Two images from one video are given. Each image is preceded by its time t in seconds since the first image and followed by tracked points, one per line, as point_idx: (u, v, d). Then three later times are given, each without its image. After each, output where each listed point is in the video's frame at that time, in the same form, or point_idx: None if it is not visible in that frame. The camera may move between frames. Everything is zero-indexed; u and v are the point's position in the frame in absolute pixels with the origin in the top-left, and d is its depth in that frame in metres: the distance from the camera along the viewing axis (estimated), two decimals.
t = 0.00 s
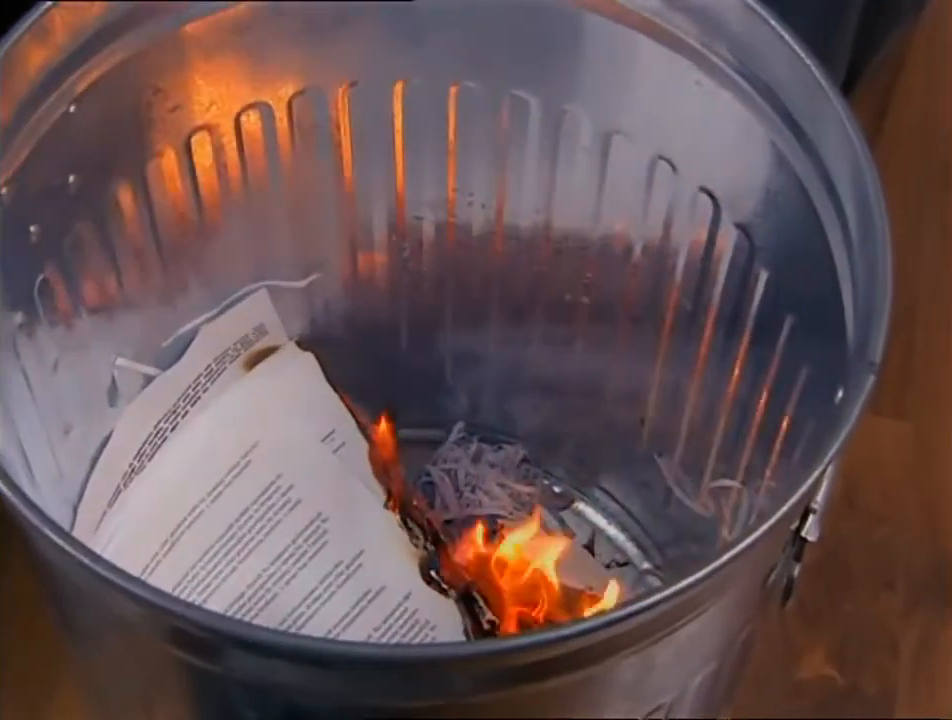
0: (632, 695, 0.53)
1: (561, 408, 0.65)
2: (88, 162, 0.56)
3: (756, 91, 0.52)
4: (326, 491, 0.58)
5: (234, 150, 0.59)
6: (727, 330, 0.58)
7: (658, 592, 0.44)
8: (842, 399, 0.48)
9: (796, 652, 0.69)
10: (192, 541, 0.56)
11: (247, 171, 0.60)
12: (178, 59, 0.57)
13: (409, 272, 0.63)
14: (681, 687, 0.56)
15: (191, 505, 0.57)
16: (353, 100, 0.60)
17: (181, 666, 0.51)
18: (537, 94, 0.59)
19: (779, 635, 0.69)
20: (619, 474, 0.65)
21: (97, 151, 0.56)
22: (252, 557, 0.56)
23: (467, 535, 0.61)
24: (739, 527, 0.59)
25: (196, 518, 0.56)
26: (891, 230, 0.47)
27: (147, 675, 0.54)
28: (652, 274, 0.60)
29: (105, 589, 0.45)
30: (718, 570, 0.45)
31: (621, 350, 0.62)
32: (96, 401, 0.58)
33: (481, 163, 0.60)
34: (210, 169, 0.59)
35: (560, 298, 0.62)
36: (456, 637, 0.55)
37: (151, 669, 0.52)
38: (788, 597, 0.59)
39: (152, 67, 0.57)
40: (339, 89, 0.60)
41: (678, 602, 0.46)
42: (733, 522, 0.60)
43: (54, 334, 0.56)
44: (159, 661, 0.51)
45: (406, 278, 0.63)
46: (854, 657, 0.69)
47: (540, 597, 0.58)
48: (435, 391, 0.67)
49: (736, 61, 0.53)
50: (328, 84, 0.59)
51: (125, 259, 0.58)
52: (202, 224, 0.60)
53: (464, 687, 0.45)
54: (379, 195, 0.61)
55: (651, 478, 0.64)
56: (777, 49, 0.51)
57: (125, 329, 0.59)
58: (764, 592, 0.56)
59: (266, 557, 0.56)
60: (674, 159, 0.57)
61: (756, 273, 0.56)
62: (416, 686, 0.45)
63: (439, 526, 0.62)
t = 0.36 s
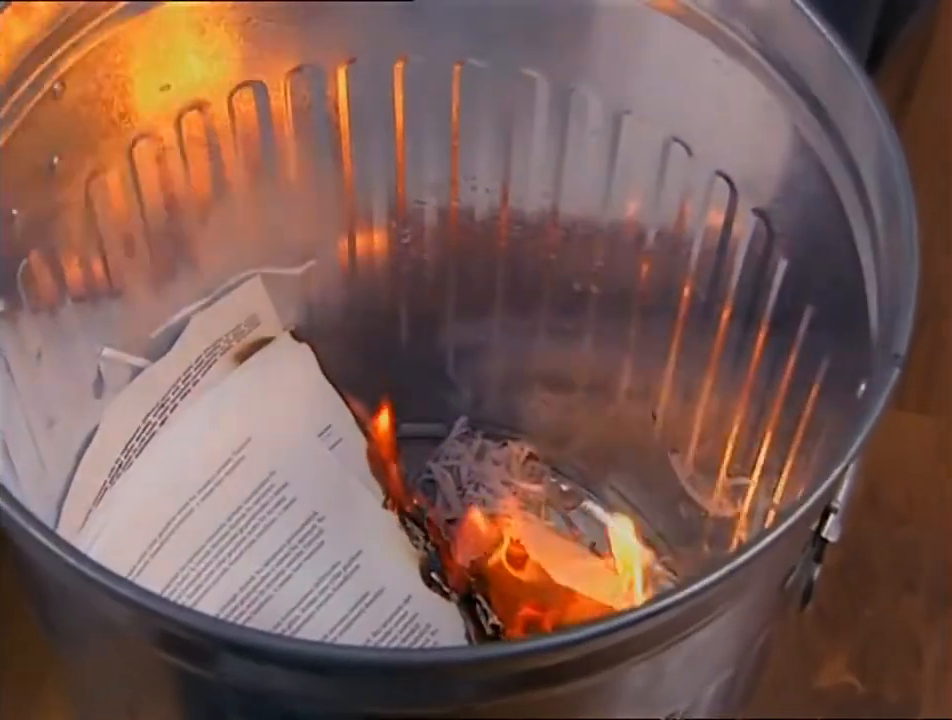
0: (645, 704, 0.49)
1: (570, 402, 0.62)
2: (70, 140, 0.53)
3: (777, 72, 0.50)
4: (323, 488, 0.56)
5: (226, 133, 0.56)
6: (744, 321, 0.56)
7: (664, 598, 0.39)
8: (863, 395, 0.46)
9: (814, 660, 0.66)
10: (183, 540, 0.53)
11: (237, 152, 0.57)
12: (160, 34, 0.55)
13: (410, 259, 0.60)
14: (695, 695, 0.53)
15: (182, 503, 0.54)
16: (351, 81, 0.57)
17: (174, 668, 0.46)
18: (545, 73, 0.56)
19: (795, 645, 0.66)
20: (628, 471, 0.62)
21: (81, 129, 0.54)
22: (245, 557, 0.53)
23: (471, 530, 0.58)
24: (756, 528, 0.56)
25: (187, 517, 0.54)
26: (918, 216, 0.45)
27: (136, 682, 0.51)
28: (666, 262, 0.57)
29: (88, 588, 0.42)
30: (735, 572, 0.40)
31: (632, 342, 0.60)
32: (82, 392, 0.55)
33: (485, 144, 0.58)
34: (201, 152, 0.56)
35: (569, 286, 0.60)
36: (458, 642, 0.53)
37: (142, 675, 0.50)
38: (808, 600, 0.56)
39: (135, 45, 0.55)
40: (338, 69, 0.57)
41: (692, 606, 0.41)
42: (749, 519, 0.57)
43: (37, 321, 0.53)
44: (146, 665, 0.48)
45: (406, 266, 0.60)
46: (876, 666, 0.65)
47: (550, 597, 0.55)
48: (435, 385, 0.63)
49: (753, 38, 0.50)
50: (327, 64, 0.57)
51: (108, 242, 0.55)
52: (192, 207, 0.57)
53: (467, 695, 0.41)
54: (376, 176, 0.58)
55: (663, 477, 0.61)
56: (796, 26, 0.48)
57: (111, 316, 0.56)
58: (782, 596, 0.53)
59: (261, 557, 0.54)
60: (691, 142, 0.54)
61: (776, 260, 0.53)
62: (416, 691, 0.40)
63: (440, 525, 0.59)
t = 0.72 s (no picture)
0: None
1: (580, 402, 0.60)
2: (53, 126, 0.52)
3: (801, 56, 0.47)
4: (321, 491, 0.53)
5: (218, 115, 0.55)
6: (764, 319, 0.53)
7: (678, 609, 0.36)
8: (888, 398, 0.42)
9: (837, 673, 0.63)
10: (172, 548, 0.51)
11: (233, 137, 0.55)
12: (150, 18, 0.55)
13: (412, 250, 0.58)
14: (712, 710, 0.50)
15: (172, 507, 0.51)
16: (351, 65, 0.56)
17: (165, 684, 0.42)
18: (555, 56, 0.53)
19: (818, 660, 0.63)
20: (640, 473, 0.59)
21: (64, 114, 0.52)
22: (238, 564, 0.50)
23: (474, 537, 0.55)
24: (774, 537, 0.53)
25: (176, 522, 0.51)
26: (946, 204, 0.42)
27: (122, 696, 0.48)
28: (681, 255, 0.54)
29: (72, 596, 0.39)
30: (752, 581, 0.37)
31: (646, 340, 0.57)
32: (68, 390, 0.53)
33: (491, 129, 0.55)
34: (193, 138, 0.55)
35: (579, 280, 0.57)
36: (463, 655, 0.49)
37: (128, 688, 0.47)
38: (830, 612, 0.53)
39: (125, 30, 0.54)
40: (336, 51, 0.56)
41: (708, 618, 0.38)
42: (769, 526, 0.54)
43: (21, 315, 0.50)
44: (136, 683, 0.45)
45: (410, 258, 0.58)
46: (901, 679, 0.63)
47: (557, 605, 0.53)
48: (438, 382, 0.61)
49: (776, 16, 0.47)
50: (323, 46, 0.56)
51: (98, 231, 0.53)
52: (184, 195, 0.55)
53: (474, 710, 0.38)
54: (379, 165, 0.56)
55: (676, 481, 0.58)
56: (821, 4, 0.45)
57: (99, 310, 0.54)
58: (804, 607, 0.50)
59: (255, 563, 0.51)
60: (707, 127, 0.52)
61: (798, 254, 0.51)
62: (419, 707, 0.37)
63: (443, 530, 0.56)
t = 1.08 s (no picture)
0: None
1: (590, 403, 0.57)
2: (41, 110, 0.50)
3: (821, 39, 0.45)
4: (318, 495, 0.50)
5: (214, 103, 0.53)
6: (785, 315, 0.50)
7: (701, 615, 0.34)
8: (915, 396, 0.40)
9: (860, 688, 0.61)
10: (162, 554, 0.48)
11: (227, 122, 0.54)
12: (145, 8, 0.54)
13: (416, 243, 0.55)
14: None
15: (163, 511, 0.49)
16: (350, 45, 0.54)
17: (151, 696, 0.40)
18: (565, 40, 0.51)
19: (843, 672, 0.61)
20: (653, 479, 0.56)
21: (51, 99, 0.51)
22: (232, 571, 0.48)
23: (477, 541, 0.52)
24: (792, 548, 0.50)
25: (167, 526, 0.49)
26: None
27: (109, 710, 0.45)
28: (697, 248, 0.52)
29: (55, 605, 0.36)
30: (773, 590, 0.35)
31: (660, 337, 0.54)
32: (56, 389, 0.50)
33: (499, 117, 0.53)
34: (186, 125, 0.53)
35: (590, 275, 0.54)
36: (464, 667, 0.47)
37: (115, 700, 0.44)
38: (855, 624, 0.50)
39: (116, 20, 0.54)
40: (334, 33, 0.54)
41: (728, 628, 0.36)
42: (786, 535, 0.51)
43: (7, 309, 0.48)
44: (125, 697, 0.42)
45: (413, 252, 0.55)
46: (927, 692, 0.60)
47: (572, 617, 0.49)
48: (441, 383, 0.58)
49: None
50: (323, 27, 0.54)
51: (85, 221, 0.52)
52: (180, 184, 0.53)
53: None
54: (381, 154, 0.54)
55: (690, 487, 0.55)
56: None
57: (88, 304, 0.52)
58: (827, 618, 0.47)
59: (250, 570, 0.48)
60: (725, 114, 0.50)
61: (820, 247, 0.48)
62: None
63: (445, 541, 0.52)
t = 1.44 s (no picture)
0: None
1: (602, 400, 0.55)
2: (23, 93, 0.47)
3: (853, 18, 0.42)
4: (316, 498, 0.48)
5: (210, 85, 0.51)
6: (807, 311, 0.48)
7: (720, 625, 0.31)
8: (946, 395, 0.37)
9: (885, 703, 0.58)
10: (152, 558, 0.45)
11: (223, 109, 0.51)
12: None
13: (419, 234, 0.53)
14: None
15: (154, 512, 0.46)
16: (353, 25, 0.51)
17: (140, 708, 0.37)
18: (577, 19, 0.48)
19: (863, 689, 0.58)
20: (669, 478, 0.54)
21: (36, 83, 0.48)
22: (225, 576, 0.45)
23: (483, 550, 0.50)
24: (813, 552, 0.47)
25: (158, 529, 0.46)
26: None
27: None
28: (716, 239, 0.49)
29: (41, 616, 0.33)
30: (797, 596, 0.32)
31: (676, 332, 0.52)
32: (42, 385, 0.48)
33: (508, 102, 0.50)
34: (180, 111, 0.50)
35: (601, 266, 0.52)
36: (472, 675, 0.44)
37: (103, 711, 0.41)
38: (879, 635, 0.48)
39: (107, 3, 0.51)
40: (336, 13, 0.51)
41: (751, 640, 0.33)
42: (809, 541, 0.48)
43: None
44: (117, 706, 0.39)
45: (416, 243, 0.53)
46: None
47: (585, 629, 0.46)
48: (445, 377, 0.56)
49: None
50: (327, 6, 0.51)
51: (74, 213, 0.49)
52: (172, 172, 0.51)
53: None
54: (384, 139, 0.52)
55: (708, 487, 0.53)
56: None
57: (75, 296, 0.49)
58: (850, 629, 0.45)
59: (245, 575, 0.45)
60: (746, 100, 0.47)
61: (848, 237, 0.45)
62: None
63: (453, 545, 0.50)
